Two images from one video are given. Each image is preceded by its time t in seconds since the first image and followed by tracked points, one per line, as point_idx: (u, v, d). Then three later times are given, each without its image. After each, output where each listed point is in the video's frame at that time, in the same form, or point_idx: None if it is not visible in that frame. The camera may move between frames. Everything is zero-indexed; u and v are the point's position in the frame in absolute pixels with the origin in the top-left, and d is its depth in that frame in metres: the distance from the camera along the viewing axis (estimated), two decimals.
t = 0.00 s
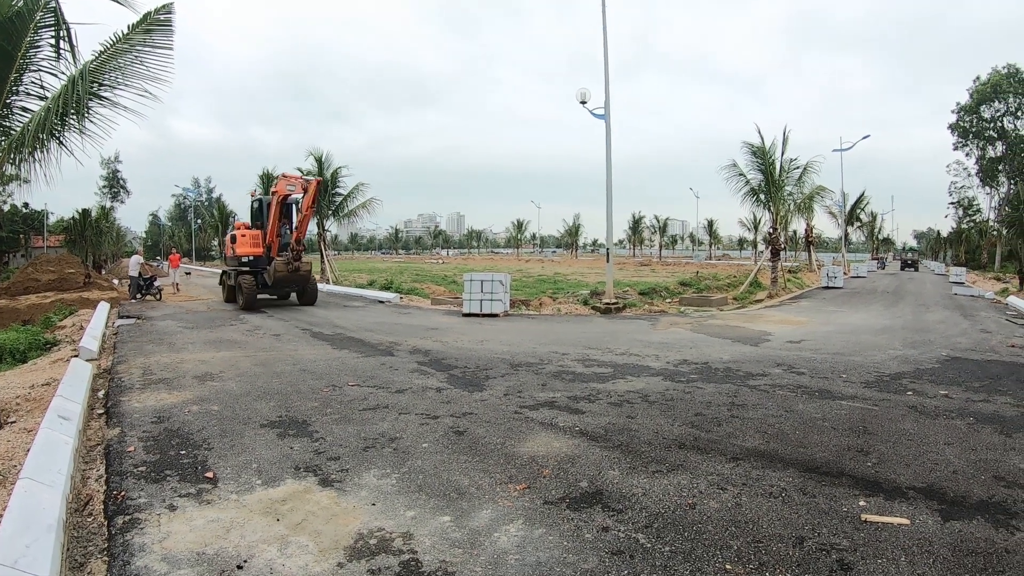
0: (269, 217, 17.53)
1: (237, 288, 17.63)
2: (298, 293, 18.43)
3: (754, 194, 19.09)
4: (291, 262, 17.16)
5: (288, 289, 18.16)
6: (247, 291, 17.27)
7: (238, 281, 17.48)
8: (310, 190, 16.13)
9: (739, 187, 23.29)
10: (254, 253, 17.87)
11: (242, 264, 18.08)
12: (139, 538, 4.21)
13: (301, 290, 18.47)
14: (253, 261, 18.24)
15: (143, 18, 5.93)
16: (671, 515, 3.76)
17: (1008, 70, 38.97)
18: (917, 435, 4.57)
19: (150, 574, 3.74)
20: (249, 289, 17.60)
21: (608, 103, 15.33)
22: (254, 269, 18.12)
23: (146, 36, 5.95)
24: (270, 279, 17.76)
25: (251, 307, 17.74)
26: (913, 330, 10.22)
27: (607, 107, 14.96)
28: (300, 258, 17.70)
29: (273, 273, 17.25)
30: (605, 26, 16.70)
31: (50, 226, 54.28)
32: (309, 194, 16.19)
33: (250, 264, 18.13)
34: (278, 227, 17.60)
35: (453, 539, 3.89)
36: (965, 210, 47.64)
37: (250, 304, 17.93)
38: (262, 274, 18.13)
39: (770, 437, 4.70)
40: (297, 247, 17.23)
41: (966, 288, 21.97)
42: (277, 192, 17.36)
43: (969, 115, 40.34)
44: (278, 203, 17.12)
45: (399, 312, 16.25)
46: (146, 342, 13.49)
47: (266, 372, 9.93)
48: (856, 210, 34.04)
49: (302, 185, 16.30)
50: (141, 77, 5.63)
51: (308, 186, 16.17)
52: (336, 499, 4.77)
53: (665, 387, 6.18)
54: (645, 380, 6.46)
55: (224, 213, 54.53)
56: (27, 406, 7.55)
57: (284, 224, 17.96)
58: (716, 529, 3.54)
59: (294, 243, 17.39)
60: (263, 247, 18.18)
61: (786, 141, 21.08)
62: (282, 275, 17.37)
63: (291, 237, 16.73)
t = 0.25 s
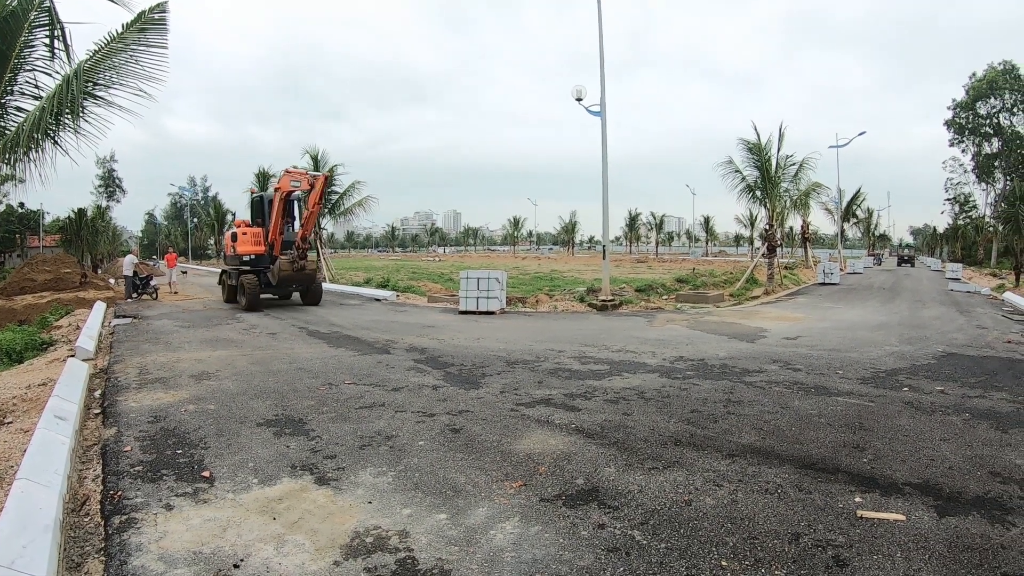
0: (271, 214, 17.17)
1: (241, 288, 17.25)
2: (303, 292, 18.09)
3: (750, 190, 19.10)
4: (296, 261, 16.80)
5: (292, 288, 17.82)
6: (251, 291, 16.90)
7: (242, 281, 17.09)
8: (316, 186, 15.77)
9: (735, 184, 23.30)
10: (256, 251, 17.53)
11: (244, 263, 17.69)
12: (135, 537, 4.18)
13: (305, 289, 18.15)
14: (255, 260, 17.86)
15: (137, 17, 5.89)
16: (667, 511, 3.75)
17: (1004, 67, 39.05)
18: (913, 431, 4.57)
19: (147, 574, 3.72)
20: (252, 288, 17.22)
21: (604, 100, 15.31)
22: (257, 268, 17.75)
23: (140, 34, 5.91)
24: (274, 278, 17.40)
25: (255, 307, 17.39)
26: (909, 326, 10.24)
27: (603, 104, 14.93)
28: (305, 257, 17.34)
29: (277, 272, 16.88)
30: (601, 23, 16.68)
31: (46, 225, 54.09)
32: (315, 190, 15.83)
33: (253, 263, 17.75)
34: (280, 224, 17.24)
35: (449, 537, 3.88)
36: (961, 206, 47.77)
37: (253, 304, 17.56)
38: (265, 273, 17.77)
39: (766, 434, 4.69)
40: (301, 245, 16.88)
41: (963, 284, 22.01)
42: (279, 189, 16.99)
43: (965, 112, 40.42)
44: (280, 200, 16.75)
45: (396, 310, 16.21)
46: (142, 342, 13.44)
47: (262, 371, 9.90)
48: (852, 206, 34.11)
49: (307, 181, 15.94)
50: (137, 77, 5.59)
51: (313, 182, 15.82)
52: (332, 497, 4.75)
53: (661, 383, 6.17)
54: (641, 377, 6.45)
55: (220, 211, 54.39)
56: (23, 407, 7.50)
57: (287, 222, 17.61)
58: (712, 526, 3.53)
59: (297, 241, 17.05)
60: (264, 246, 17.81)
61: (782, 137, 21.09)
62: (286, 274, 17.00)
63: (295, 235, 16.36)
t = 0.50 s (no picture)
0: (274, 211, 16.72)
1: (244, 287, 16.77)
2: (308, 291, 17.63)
3: (746, 187, 19.10)
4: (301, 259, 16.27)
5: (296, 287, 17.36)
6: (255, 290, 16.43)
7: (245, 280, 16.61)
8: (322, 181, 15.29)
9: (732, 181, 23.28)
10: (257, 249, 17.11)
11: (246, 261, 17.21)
12: (130, 537, 4.15)
13: (310, 288, 17.69)
14: (257, 258, 17.40)
15: (132, 16, 5.84)
16: (663, 508, 3.74)
17: (1000, 63, 39.09)
18: (909, 427, 4.56)
19: (144, 573, 3.70)
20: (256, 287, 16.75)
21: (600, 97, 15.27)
22: (260, 266, 17.26)
23: (135, 33, 5.85)
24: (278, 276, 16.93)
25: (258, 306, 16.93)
26: (906, 322, 10.25)
27: (599, 101, 14.89)
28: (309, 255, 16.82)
29: (281, 270, 16.39)
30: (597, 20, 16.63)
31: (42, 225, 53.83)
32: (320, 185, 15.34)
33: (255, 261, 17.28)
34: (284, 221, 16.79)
35: (445, 534, 3.86)
36: (958, 203, 47.86)
37: (256, 304, 17.09)
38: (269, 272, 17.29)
39: (762, 430, 4.68)
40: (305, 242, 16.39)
41: (959, 280, 22.05)
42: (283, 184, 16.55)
43: (962, 108, 40.47)
44: (285, 195, 16.32)
45: (392, 308, 16.18)
46: (138, 341, 13.38)
47: (259, 369, 9.86)
48: (848, 203, 34.15)
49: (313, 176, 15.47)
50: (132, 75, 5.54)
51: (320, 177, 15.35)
52: (329, 495, 4.72)
53: (658, 380, 6.16)
54: (638, 374, 6.43)
55: (216, 210, 54.20)
56: (19, 407, 7.45)
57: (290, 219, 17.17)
58: (708, 522, 3.52)
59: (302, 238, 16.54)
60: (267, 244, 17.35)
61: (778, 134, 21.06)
62: (291, 272, 16.52)
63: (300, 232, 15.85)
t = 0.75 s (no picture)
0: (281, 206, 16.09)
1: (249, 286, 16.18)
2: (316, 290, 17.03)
3: (744, 183, 19.09)
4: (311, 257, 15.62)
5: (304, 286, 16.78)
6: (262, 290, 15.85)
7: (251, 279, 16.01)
8: (332, 176, 14.66)
9: (729, 176, 23.26)
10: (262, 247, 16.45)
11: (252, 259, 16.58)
12: (128, 536, 4.14)
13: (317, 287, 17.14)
14: (262, 255, 16.76)
15: (127, 14, 5.82)
16: (662, 503, 3.74)
17: (997, 58, 39.13)
18: (907, 422, 4.56)
19: (143, 572, 3.69)
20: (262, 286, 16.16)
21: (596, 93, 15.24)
22: (266, 264, 16.64)
23: (130, 31, 5.83)
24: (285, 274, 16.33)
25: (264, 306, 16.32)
26: (903, 317, 10.26)
27: (596, 97, 14.87)
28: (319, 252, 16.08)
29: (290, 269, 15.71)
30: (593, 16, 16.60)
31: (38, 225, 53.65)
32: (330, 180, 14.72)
33: (261, 259, 16.65)
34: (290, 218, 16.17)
35: (444, 531, 3.85)
36: (955, 198, 47.93)
37: (262, 303, 16.53)
38: (276, 270, 16.67)
39: (760, 425, 4.67)
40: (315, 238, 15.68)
41: (956, 275, 22.08)
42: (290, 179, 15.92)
43: (959, 103, 40.50)
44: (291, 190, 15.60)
45: (390, 305, 16.16)
46: (136, 340, 13.34)
47: (257, 368, 9.84)
48: (846, 198, 34.18)
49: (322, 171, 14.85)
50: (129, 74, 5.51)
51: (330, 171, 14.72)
52: (327, 493, 4.71)
53: (656, 375, 6.15)
54: (636, 370, 6.41)
55: (213, 208, 54.04)
56: (17, 407, 7.42)
57: (297, 215, 16.58)
58: (707, 518, 3.52)
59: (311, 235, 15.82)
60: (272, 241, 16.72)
61: (775, 129, 21.03)
62: (300, 270, 15.89)
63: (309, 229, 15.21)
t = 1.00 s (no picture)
0: (288, 202, 15.52)
1: (257, 285, 15.63)
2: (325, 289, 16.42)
3: (743, 179, 19.06)
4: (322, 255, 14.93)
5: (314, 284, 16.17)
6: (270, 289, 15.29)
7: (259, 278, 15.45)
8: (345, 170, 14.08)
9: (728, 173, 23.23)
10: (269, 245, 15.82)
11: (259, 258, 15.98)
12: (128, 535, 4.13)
13: (326, 286, 16.54)
14: (268, 253, 16.17)
15: (123, 12, 5.79)
16: (662, 500, 3.73)
17: (996, 53, 39.10)
18: (906, 417, 4.55)
19: (143, 571, 3.68)
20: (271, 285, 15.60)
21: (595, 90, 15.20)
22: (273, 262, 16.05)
23: (127, 30, 5.81)
24: (294, 273, 15.73)
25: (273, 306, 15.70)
26: (903, 313, 10.25)
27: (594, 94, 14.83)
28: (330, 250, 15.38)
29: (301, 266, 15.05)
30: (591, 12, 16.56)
31: (37, 224, 53.58)
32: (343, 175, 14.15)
33: (268, 256, 16.06)
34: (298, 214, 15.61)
35: (444, 528, 3.84)
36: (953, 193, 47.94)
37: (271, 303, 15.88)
38: (284, 268, 16.07)
39: (760, 421, 4.65)
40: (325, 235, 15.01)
41: (955, 270, 22.09)
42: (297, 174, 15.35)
43: (957, 99, 40.48)
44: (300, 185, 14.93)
45: (389, 303, 16.13)
46: (136, 339, 13.32)
47: (256, 366, 9.83)
48: (845, 194, 34.17)
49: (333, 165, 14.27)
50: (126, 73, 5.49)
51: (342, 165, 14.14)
52: (327, 491, 4.70)
53: (656, 371, 6.13)
54: (635, 366, 6.38)
55: (212, 207, 53.92)
56: (16, 407, 7.40)
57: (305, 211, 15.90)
58: (707, 514, 3.51)
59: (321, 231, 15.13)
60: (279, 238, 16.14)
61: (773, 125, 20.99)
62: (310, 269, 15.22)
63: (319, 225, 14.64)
